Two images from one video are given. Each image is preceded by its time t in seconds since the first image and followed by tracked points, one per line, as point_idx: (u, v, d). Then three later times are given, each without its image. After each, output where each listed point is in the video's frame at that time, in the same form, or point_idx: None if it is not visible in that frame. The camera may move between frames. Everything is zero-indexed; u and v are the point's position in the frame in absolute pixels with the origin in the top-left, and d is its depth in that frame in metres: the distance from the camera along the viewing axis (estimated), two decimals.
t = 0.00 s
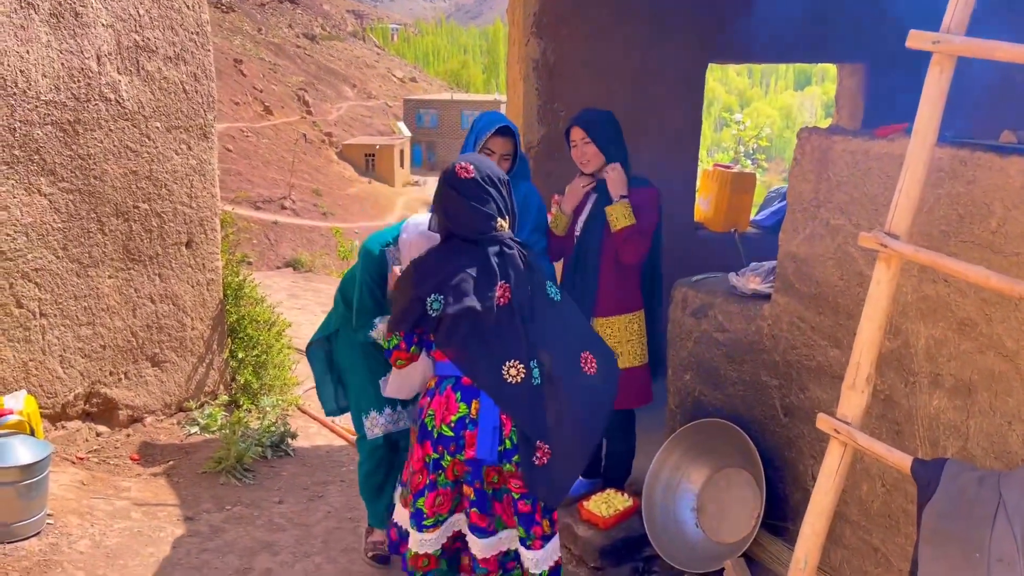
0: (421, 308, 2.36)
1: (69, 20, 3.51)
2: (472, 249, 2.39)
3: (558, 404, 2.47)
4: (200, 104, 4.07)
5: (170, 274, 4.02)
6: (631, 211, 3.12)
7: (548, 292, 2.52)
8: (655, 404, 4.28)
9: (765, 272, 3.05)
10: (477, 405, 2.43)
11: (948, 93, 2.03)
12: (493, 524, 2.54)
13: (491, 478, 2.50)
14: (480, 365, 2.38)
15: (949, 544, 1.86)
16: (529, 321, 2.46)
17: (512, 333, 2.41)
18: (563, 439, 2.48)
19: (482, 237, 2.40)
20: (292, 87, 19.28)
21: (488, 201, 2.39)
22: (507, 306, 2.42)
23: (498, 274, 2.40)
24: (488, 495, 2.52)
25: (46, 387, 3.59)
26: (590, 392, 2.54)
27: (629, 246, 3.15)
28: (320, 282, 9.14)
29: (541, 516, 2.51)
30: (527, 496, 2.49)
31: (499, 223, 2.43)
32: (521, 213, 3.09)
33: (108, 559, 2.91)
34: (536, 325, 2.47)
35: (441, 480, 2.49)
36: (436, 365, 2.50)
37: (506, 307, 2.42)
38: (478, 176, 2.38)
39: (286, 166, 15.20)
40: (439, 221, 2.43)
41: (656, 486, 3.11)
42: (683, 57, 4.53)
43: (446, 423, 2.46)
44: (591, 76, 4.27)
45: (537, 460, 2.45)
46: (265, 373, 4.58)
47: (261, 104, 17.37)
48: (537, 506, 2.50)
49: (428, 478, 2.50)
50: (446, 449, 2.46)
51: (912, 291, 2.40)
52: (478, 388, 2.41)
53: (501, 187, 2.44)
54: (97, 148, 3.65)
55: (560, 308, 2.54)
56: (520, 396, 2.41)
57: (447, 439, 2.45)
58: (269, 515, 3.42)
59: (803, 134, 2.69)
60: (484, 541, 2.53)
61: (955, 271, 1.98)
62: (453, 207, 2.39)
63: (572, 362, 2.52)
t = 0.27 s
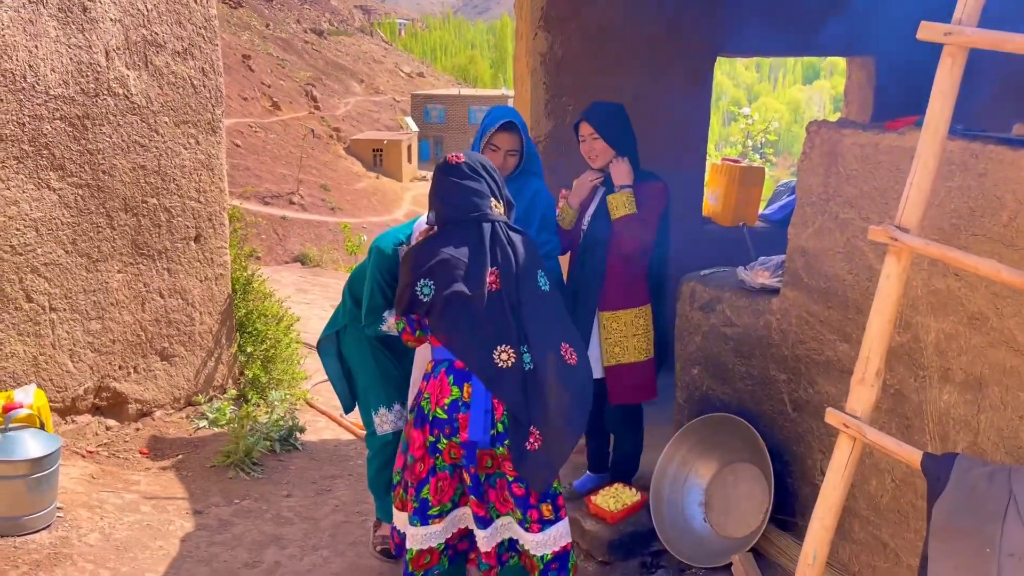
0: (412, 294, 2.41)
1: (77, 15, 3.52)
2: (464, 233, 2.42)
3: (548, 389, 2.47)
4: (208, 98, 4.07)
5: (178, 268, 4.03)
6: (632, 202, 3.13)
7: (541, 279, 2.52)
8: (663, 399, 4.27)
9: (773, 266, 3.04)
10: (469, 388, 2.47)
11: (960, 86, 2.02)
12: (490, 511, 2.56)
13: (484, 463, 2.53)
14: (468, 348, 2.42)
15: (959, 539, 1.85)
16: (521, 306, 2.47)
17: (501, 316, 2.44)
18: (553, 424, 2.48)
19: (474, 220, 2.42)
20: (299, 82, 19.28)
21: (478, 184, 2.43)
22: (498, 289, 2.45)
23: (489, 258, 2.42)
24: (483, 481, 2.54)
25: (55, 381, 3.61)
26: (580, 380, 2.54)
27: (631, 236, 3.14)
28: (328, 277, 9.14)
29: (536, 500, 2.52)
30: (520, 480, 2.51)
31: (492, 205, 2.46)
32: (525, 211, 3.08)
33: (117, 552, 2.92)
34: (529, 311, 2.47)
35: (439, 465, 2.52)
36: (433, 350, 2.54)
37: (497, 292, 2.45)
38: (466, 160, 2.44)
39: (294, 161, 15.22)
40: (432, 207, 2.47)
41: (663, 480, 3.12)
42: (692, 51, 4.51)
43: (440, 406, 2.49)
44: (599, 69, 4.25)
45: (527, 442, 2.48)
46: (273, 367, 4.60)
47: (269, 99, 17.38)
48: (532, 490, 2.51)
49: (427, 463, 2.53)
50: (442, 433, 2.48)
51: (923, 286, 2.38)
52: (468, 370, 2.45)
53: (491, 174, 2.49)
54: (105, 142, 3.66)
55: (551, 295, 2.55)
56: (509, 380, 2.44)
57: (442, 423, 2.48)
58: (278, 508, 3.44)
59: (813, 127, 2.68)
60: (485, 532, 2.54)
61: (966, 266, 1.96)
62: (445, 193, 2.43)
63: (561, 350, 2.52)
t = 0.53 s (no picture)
0: (422, 283, 2.42)
1: (85, 8, 3.50)
2: (477, 224, 2.40)
3: (551, 390, 2.43)
4: (215, 92, 4.05)
5: (186, 262, 4.02)
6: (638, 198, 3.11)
7: (549, 276, 2.46)
8: (672, 394, 4.25)
9: (786, 261, 3.02)
10: (474, 380, 2.44)
11: (978, 78, 1.99)
12: (485, 508, 2.54)
13: (485, 458, 2.49)
14: (472, 338, 2.42)
15: (976, 537, 1.83)
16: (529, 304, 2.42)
17: (506, 310, 2.41)
18: (550, 425, 2.43)
19: (488, 212, 2.38)
20: (305, 77, 19.24)
21: (494, 175, 2.37)
22: (508, 283, 2.42)
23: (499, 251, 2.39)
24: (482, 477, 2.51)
25: (64, 375, 3.60)
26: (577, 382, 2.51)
27: (637, 229, 3.12)
28: (335, 272, 9.12)
29: (531, 495, 2.51)
30: (516, 475, 2.49)
31: (508, 197, 2.40)
32: (542, 211, 2.96)
33: (126, 547, 2.92)
34: (535, 309, 2.41)
35: (443, 454, 2.50)
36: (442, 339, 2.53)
37: (506, 285, 2.42)
38: (484, 150, 2.37)
39: (300, 156, 15.20)
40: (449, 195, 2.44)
41: (674, 474, 3.09)
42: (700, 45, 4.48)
43: (445, 395, 2.46)
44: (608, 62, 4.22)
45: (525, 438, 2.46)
46: (281, 362, 4.59)
47: (275, 94, 17.36)
48: (527, 486, 2.50)
49: (431, 452, 2.50)
50: (447, 422, 2.46)
51: (938, 280, 2.36)
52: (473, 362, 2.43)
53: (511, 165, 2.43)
54: (113, 136, 3.65)
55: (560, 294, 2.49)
56: (510, 375, 2.42)
57: (447, 413, 2.46)
58: (286, 503, 3.43)
59: (826, 120, 2.65)
60: (479, 530, 2.52)
61: (984, 260, 1.93)
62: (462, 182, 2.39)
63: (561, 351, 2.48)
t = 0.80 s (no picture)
0: (443, 282, 2.35)
1: (90, 2, 3.48)
2: (502, 226, 2.33)
3: (562, 401, 2.39)
4: (221, 87, 4.02)
5: (192, 259, 3.99)
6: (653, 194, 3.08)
7: (570, 285, 2.39)
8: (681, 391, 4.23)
9: (798, 258, 3.03)
10: (485, 381, 2.40)
11: (998, 73, 1.95)
12: (484, 509, 2.47)
13: (491, 461, 2.42)
14: (487, 343, 2.36)
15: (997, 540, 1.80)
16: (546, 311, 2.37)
17: (523, 317, 2.35)
18: (557, 435, 2.39)
19: (514, 214, 2.32)
20: (308, 72, 19.18)
21: (521, 176, 2.32)
22: (527, 289, 2.34)
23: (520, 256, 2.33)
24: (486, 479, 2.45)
25: (70, 372, 3.59)
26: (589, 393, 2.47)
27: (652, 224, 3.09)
28: (339, 268, 9.09)
29: (532, 499, 2.44)
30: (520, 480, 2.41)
31: (534, 201, 2.34)
32: (574, 215, 2.89)
33: (134, 546, 2.90)
34: (551, 317, 2.37)
35: (452, 450, 2.47)
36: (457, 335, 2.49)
37: (525, 292, 2.34)
38: (514, 150, 2.31)
39: (304, 151, 15.16)
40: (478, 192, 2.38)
41: (685, 474, 3.03)
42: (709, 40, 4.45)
43: (456, 394, 2.44)
44: (617, 57, 4.19)
45: (533, 442, 2.40)
46: (287, 358, 4.56)
47: (279, 88, 17.32)
48: (529, 489, 2.43)
49: (439, 444, 2.49)
50: (457, 419, 2.44)
51: (955, 279, 2.33)
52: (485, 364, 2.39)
53: (541, 166, 2.37)
54: (118, 132, 3.63)
55: (579, 304, 2.43)
56: (522, 382, 2.37)
57: (457, 410, 2.44)
58: (293, 501, 3.41)
59: (840, 116, 2.62)
60: (477, 530, 2.46)
61: (1005, 259, 1.89)
62: (490, 180, 2.34)
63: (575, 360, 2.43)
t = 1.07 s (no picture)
0: (452, 275, 2.36)
1: None
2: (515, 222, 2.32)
3: (570, 399, 2.34)
4: (225, 82, 4.00)
5: (196, 255, 3.97)
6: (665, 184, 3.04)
7: (582, 282, 2.33)
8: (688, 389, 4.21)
9: (808, 256, 3.07)
10: (491, 373, 2.42)
11: (1016, 70, 1.92)
12: (495, 497, 2.47)
13: (498, 451, 2.44)
14: (495, 336, 2.35)
15: (1013, 542, 1.78)
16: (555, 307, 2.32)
17: (531, 312, 2.33)
18: (564, 431, 2.34)
19: (524, 209, 2.29)
20: (310, 67, 19.12)
21: (531, 171, 2.27)
22: (535, 283, 2.32)
23: (527, 251, 2.31)
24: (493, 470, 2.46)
25: (74, 368, 3.57)
26: (601, 394, 2.39)
27: (664, 219, 3.06)
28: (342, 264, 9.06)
29: (542, 491, 2.39)
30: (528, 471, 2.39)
31: (544, 195, 2.29)
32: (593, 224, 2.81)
33: (140, 544, 2.89)
34: (560, 314, 2.32)
35: (458, 442, 2.48)
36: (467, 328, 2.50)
37: (534, 286, 2.32)
38: (526, 145, 2.27)
39: (305, 147, 15.12)
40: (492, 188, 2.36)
41: (693, 471, 3.02)
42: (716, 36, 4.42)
43: (464, 385, 2.47)
44: (625, 53, 4.16)
45: (540, 437, 2.35)
46: (292, 355, 4.54)
47: (280, 84, 17.28)
48: (539, 481, 2.38)
49: (446, 436, 2.49)
50: (464, 410, 2.46)
51: (968, 277, 2.31)
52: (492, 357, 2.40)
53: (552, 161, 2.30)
54: (123, 127, 3.61)
55: (594, 302, 2.36)
56: (528, 376, 2.35)
57: (463, 402, 2.46)
58: (299, 499, 3.40)
59: (853, 113, 2.60)
60: (488, 517, 2.44)
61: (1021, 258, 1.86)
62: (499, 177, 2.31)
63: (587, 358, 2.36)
